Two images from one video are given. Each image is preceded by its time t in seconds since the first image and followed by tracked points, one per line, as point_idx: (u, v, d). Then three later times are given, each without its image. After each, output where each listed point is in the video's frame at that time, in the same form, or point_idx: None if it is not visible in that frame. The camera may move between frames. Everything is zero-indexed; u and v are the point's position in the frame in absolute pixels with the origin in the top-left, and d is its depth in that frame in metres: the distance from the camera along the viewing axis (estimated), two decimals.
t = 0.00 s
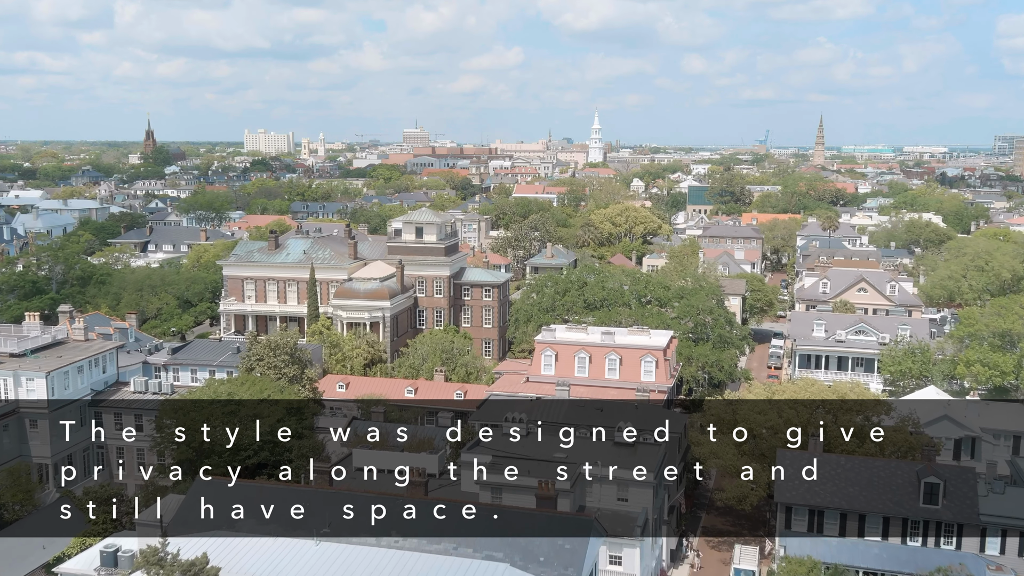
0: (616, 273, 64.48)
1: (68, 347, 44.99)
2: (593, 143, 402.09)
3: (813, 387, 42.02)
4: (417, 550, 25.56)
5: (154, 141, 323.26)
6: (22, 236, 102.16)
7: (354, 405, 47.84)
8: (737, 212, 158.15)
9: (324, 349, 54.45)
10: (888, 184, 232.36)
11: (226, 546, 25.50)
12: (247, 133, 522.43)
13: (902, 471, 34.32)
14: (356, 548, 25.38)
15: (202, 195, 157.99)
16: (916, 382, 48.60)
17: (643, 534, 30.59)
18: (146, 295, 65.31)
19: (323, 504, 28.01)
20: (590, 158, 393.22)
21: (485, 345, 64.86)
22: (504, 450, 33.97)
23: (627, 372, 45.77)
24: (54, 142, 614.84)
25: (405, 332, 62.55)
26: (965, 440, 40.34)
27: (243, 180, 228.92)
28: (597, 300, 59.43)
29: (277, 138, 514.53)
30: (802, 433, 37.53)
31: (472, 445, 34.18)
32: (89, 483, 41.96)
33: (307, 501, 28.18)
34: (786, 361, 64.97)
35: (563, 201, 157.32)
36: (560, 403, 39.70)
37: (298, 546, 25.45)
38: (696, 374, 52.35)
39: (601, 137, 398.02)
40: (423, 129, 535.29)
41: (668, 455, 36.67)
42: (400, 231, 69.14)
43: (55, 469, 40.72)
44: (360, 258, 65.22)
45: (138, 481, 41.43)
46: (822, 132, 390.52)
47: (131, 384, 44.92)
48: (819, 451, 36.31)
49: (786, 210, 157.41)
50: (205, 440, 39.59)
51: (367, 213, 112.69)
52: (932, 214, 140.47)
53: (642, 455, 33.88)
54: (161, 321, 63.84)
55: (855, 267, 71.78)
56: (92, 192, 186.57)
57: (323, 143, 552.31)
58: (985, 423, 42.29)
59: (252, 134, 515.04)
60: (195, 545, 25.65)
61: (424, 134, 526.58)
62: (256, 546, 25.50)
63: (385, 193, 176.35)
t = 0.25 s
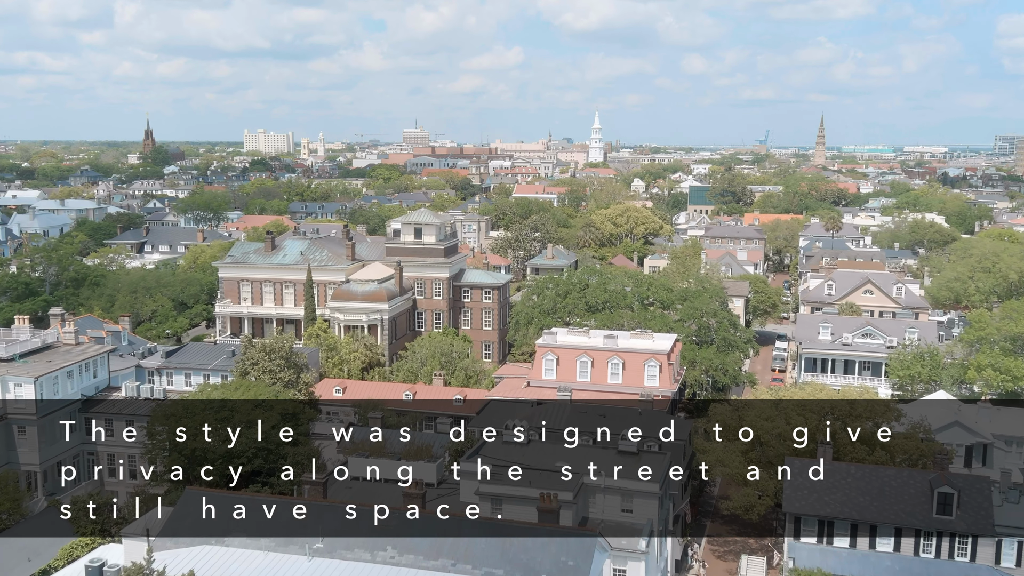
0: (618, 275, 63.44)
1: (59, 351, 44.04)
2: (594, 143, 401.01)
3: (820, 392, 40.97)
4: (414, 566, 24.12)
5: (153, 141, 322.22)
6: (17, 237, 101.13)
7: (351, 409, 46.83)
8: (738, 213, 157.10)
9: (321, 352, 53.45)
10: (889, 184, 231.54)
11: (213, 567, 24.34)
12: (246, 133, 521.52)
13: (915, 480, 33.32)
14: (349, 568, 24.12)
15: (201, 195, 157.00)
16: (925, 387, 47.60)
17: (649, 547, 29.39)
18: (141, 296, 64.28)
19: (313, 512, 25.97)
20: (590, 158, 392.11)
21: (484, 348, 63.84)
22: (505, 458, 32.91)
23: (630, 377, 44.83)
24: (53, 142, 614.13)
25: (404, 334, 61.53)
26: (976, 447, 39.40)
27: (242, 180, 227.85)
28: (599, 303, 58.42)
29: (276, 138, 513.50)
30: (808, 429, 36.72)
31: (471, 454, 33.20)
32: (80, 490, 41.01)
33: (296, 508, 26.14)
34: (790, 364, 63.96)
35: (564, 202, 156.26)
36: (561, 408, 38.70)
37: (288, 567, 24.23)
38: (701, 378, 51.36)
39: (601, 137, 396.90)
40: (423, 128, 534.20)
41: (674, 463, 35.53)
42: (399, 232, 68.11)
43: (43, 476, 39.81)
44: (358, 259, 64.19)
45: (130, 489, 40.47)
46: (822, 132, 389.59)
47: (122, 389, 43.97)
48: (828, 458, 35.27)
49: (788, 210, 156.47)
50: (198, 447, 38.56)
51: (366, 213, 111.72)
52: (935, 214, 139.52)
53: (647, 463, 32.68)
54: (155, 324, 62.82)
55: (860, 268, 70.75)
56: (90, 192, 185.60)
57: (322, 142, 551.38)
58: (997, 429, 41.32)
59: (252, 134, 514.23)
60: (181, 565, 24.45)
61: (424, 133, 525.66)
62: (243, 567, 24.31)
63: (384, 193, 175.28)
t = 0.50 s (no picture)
0: (620, 276, 62.39)
1: (48, 356, 43.11)
2: (594, 143, 399.92)
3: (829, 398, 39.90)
4: None
5: (153, 141, 321.30)
6: (13, 237, 100.19)
7: (348, 414, 45.80)
8: (740, 213, 156.08)
9: (317, 356, 52.42)
10: (891, 184, 230.57)
11: None
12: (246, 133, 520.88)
13: (928, 491, 32.29)
14: None
15: (199, 194, 156.11)
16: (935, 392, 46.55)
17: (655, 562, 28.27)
18: (135, 298, 63.28)
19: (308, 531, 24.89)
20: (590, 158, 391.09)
21: (484, 351, 62.78)
22: (505, 468, 31.88)
23: (633, 382, 43.78)
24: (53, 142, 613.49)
25: (403, 337, 60.49)
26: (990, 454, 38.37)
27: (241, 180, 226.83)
28: (601, 305, 57.37)
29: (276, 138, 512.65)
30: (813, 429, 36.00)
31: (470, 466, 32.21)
32: (70, 499, 40.06)
33: (290, 527, 25.12)
34: (795, 367, 63.04)
35: (564, 202, 155.27)
36: (562, 415, 37.65)
37: None
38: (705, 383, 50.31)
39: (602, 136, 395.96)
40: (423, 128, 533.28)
41: (680, 473, 34.42)
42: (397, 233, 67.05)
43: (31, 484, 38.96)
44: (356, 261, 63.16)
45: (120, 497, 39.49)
46: (823, 132, 388.62)
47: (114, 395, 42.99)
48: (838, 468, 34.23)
49: (790, 211, 155.44)
50: (188, 455, 37.51)
51: (365, 214, 110.81)
52: (938, 215, 138.45)
53: (652, 475, 31.59)
54: (150, 326, 61.82)
55: (866, 270, 69.72)
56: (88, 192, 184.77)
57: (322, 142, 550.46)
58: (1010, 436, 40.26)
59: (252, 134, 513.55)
60: None
61: (424, 133, 524.71)
62: None
63: (384, 193, 174.26)
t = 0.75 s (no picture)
0: (622, 278, 61.34)
1: (36, 362, 42.07)
2: (594, 143, 398.94)
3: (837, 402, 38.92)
4: None
5: (152, 141, 320.23)
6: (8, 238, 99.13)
7: (345, 419, 44.79)
8: (742, 214, 154.96)
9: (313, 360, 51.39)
10: (893, 184, 229.46)
11: None
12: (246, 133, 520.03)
13: (943, 502, 31.25)
14: None
15: (197, 194, 155.02)
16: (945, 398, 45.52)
17: None
18: (129, 301, 62.20)
19: (300, 548, 23.69)
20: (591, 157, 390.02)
21: (484, 354, 61.72)
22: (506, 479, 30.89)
23: (636, 388, 42.81)
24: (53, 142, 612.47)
25: (401, 340, 59.44)
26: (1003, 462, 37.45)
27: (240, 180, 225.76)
28: (603, 308, 56.32)
29: (276, 138, 511.84)
30: (820, 429, 35.32)
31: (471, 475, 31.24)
32: (58, 508, 38.96)
33: (281, 545, 23.95)
34: (799, 371, 62.03)
35: (565, 202, 154.18)
36: (564, 421, 36.65)
37: None
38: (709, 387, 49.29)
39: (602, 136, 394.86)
40: (423, 129, 532.38)
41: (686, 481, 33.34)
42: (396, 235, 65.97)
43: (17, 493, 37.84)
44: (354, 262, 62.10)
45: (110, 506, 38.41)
46: (824, 132, 387.45)
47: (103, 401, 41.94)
48: (848, 478, 33.26)
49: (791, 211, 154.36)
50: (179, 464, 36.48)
51: (364, 214, 109.79)
52: (942, 215, 137.35)
53: (657, 486, 30.55)
54: (144, 329, 60.76)
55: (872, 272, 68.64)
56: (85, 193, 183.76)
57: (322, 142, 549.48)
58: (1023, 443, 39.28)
59: (251, 134, 512.66)
60: None
61: (423, 134, 523.63)
62: None
63: (383, 193, 173.20)
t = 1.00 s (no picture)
0: (625, 280, 60.26)
1: (25, 368, 41.04)
2: (595, 143, 397.91)
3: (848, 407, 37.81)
4: None
5: (151, 141, 319.32)
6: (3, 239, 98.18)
7: (342, 424, 43.75)
8: (743, 214, 153.94)
9: (310, 365, 50.36)
10: (895, 185, 228.45)
11: None
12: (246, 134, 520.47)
13: (959, 515, 30.13)
14: None
15: (196, 195, 154.13)
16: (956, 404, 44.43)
17: None
18: (123, 303, 61.22)
19: (290, 568, 22.64)
20: (591, 157, 388.90)
21: (484, 357, 60.65)
22: (506, 492, 29.90)
23: (641, 393, 41.86)
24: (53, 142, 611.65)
25: (399, 344, 58.40)
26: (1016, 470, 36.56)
27: (239, 181, 225.01)
28: (605, 311, 55.27)
29: (276, 138, 511.78)
30: (829, 436, 34.39)
31: (470, 487, 30.28)
32: (46, 518, 37.86)
33: (270, 563, 22.86)
34: (804, 375, 61.02)
35: (565, 203, 153.15)
36: (567, 430, 35.55)
37: None
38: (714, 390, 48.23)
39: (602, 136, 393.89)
40: (423, 129, 531.54)
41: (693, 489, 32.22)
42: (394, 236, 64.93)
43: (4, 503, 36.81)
44: (351, 264, 61.07)
45: (99, 517, 37.31)
46: (825, 132, 386.38)
47: (93, 407, 40.88)
48: (860, 488, 32.24)
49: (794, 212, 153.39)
50: (169, 475, 35.41)
51: (363, 215, 108.86)
52: (945, 216, 136.26)
53: (663, 500, 29.45)
54: (138, 332, 59.76)
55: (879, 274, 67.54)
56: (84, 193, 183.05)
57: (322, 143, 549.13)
58: None
59: (251, 134, 511.41)
60: None
61: (424, 134, 523.18)
62: None
63: (383, 193, 172.24)
